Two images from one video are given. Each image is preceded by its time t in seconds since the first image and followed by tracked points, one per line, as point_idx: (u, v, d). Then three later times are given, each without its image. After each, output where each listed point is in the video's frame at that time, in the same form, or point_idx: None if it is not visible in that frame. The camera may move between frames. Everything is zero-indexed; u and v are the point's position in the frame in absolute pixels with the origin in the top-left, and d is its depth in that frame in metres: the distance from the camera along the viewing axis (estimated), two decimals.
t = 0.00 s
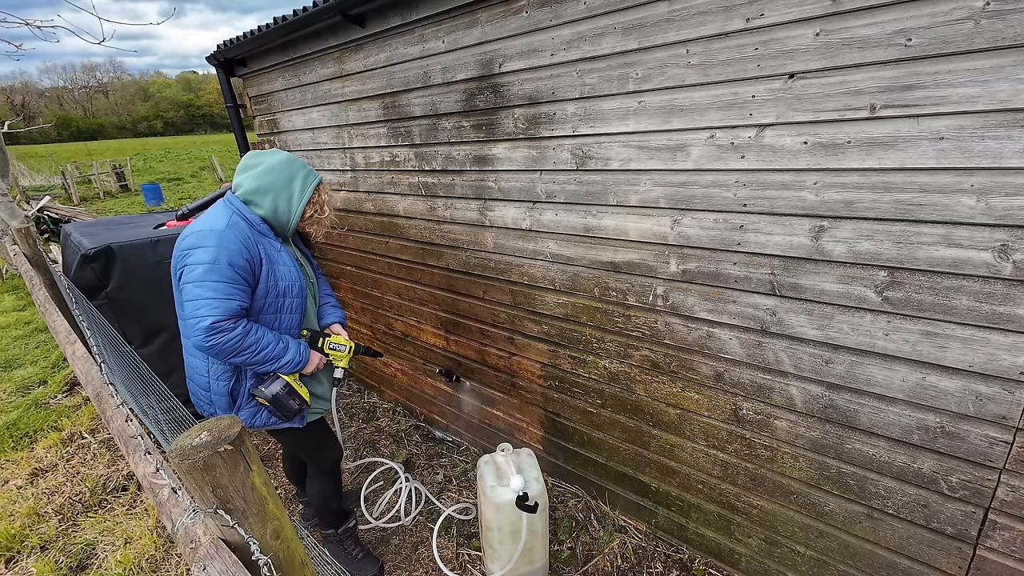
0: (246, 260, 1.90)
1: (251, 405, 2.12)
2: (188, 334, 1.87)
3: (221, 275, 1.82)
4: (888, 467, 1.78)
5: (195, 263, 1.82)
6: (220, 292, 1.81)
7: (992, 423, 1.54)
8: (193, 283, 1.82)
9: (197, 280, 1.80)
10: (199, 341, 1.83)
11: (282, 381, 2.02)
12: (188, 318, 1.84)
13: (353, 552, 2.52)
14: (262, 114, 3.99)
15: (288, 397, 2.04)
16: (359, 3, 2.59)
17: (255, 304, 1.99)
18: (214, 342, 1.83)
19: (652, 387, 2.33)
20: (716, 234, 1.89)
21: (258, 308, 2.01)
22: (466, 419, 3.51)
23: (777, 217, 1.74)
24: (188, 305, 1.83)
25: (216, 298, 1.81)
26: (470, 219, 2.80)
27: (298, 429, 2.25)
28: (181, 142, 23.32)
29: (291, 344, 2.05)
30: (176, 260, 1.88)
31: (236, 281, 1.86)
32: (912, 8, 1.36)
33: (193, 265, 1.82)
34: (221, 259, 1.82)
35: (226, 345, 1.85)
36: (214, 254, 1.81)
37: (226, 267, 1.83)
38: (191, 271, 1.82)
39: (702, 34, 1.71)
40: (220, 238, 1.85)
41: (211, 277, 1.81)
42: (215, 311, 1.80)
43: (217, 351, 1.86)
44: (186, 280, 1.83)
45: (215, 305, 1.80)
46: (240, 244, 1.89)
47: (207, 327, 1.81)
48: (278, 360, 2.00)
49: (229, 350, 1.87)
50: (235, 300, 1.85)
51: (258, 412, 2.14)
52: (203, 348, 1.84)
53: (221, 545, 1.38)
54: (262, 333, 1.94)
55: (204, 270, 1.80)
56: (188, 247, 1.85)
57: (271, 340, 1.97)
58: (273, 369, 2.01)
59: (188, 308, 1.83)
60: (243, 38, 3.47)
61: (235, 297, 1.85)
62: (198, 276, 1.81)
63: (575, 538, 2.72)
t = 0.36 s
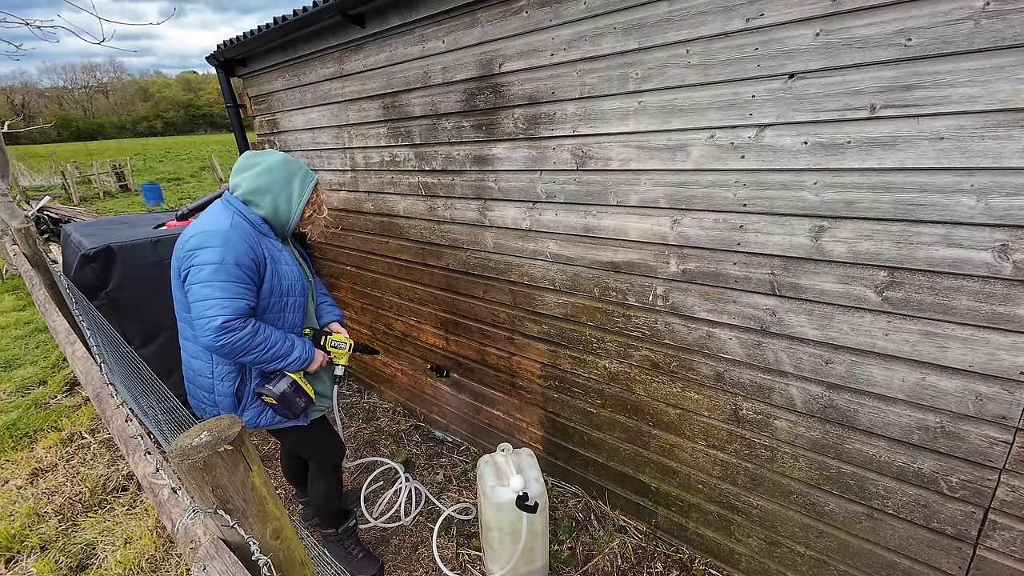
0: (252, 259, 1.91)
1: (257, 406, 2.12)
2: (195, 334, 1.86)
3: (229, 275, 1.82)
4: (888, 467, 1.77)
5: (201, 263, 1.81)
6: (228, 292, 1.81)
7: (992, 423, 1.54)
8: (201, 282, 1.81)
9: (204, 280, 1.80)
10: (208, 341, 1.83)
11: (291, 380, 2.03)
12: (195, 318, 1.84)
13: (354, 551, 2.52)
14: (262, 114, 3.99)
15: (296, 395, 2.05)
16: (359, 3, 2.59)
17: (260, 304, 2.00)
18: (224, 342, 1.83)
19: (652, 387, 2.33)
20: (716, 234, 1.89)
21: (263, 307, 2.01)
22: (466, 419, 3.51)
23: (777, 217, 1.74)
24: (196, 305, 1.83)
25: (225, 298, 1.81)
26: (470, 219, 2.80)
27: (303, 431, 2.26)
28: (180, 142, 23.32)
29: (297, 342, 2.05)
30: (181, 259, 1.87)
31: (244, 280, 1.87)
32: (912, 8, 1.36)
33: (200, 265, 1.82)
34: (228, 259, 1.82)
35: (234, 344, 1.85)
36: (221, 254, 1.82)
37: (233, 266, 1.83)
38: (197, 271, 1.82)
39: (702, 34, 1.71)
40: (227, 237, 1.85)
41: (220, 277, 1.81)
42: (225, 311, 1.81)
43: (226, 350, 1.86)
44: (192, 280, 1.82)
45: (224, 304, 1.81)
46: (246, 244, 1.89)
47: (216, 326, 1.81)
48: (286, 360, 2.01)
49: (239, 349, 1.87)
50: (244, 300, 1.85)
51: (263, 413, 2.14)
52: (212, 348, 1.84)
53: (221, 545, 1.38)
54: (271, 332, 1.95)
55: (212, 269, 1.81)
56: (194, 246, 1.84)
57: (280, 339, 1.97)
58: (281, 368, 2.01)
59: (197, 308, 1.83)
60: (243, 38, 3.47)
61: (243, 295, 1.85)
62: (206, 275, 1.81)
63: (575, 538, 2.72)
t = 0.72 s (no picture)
0: (250, 259, 1.91)
1: (255, 406, 2.12)
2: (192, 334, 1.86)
3: (226, 275, 1.82)
4: (888, 467, 1.78)
5: (199, 262, 1.82)
6: (226, 291, 1.81)
7: (992, 423, 1.54)
8: (198, 281, 1.81)
9: (201, 280, 1.80)
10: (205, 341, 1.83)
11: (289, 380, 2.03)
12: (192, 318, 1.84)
13: (353, 551, 2.52)
14: (262, 114, 3.99)
15: (295, 395, 2.05)
16: (359, 3, 2.59)
17: (258, 303, 1.99)
18: (222, 341, 1.83)
19: (652, 387, 2.33)
20: (716, 234, 1.89)
21: (261, 307, 2.01)
22: (466, 419, 3.51)
23: (777, 217, 1.74)
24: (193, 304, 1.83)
25: (222, 296, 1.81)
26: (470, 219, 2.80)
27: (301, 431, 2.26)
28: (181, 142, 23.33)
29: (296, 342, 2.06)
30: (179, 258, 1.87)
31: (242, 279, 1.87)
32: (912, 8, 1.36)
33: (197, 264, 1.82)
34: (225, 258, 1.82)
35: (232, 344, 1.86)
36: (218, 254, 1.82)
37: (230, 266, 1.83)
38: (194, 271, 1.82)
39: (702, 34, 1.71)
40: (224, 237, 1.85)
41: (217, 276, 1.81)
42: (222, 311, 1.80)
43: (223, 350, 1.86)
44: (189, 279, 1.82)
45: (222, 303, 1.81)
46: (243, 244, 1.89)
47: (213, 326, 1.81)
48: (284, 359, 2.01)
49: (237, 349, 1.87)
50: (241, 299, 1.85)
51: (262, 413, 2.14)
52: (210, 347, 1.84)
53: (221, 545, 1.39)
54: (269, 332, 1.95)
55: (209, 268, 1.81)
56: (191, 246, 1.84)
57: (278, 339, 1.98)
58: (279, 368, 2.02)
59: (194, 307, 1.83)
60: (243, 38, 3.46)
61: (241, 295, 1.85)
62: (203, 274, 1.81)
63: (575, 538, 2.72)
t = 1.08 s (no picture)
0: (249, 260, 1.91)
1: (254, 406, 2.12)
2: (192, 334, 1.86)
3: (226, 275, 1.82)
4: (888, 467, 1.78)
5: (198, 262, 1.81)
6: (226, 292, 1.81)
7: (992, 423, 1.54)
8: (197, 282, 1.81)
9: (201, 280, 1.80)
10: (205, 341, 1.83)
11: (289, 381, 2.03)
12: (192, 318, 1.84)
13: (353, 551, 2.52)
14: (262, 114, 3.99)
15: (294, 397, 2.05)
16: (359, 3, 2.59)
17: (258, 304, 1.99)
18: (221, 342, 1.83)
19: (652, 387, 2.33)
20: (716, 234, 1.89)
21: (261, 308, 2.01)
22: (466, 419, 3.51)
23: (777, 217, 1.74)
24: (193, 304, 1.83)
25: (222, 297, 1.81)
26: (470, 219, 2.80)
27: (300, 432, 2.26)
28: (180, 142, 23.34)
29: (295, 343, 2.06)
30: (179, 258, 1.87)
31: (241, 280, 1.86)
32: (912, 8, 1.36)
33: (197, 264, 1.82)
34: (225, 259, 1.82)
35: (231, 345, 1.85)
36: (218, 254, 1.81)
37: (230, 266, 1.83)
38: (194, 271, 1.82)
39: (702, 34, 1.71)
40: (224, 238, 1.85)
41: (217, 276, 1.81)
42: (222, 311, 1.80)
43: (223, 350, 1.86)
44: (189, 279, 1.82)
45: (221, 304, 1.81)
46: (243, 245, 1.89)
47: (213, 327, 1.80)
48: (284, 360, 2.01)
49: (236, 350, 1.87)
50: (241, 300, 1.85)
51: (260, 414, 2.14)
52: (210, 348, 1.84)
53: (221, 545, 1.39)
54: (269, 333, 1.94)
55: (208, 268, 1.80)
56: (191, 246, 1.84)
57: (277, 340, 1.97)
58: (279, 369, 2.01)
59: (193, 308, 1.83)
60: (243, 38, 3.46)
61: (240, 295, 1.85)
62: (203, 274, 1.81)
63: (575, 538, 2.72)
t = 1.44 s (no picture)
0: (255, 259, 1.91)
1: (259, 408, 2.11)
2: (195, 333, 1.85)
3: (232, 274, 1.82)
4: (888, 467, 1.78)
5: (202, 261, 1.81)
6: (233, 291, 1.82)
7: (992, 423, 1.54)
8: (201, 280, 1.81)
9: (207, 280, 1.80)
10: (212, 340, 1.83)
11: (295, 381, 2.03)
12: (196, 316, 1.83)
13: (353, 550, 2.52)
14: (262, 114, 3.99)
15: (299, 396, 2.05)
16: (359, 3, 2.59)
17: (263, 303, 2.00)
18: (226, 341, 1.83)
19: (652, 387, 2.33)
20: (716, 234, 1.89)
21: (266, 307, 2.00)
22: (466, 419, 3.51)
23: (777, 217, 1.74)
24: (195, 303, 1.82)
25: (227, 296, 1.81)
26: (470, 219, 2.80)
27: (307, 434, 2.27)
28: (180, 142, 23.34)
29: (301, 342, 2.06)
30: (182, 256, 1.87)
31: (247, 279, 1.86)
32: (912, 8, 1.36)
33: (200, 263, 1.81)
34: (231, 258, 1.83)
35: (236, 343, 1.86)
36: (224, 254, 1.82)
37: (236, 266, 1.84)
38: (200, 271, 1.81)
39: (702, 34, 1.71)
40: (230, 237, 1.86)
41: (221, 274, 1.81)
42: (229, 311, 1.81)
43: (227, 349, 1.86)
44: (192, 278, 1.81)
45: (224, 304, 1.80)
46: (248, 244, 1.90)
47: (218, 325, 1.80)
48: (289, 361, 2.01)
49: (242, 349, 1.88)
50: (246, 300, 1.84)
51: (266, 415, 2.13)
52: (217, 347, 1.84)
53: (221, 545, 1.40)
54: (274, 332, 1.95)
55: (214, 267, 1.80)
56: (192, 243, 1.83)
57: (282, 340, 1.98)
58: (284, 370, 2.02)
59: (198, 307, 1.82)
60: (243, 38, 3.46)
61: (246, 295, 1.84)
62: (207, 272, 1.80)
63: (575, 538, 2.72)
